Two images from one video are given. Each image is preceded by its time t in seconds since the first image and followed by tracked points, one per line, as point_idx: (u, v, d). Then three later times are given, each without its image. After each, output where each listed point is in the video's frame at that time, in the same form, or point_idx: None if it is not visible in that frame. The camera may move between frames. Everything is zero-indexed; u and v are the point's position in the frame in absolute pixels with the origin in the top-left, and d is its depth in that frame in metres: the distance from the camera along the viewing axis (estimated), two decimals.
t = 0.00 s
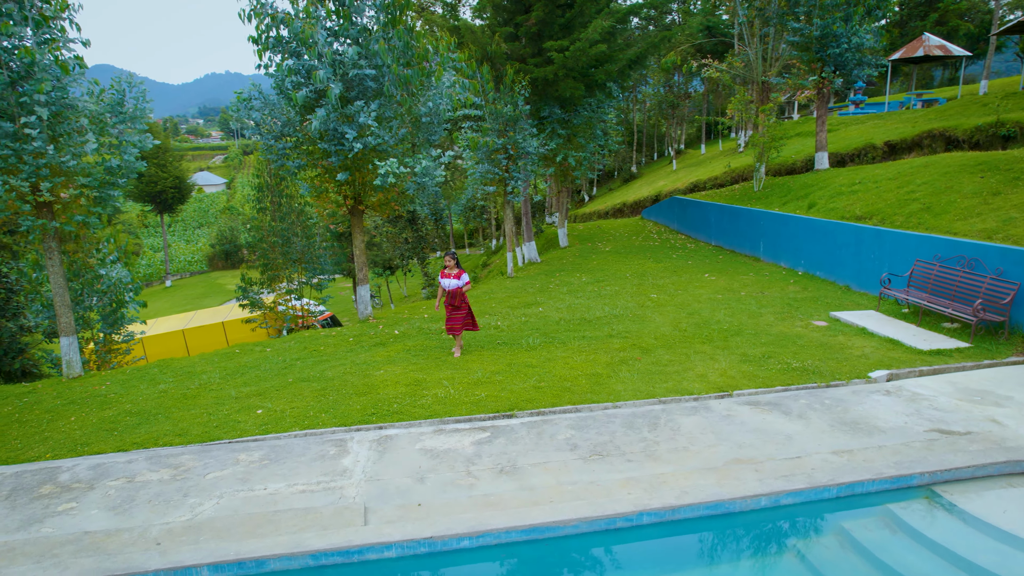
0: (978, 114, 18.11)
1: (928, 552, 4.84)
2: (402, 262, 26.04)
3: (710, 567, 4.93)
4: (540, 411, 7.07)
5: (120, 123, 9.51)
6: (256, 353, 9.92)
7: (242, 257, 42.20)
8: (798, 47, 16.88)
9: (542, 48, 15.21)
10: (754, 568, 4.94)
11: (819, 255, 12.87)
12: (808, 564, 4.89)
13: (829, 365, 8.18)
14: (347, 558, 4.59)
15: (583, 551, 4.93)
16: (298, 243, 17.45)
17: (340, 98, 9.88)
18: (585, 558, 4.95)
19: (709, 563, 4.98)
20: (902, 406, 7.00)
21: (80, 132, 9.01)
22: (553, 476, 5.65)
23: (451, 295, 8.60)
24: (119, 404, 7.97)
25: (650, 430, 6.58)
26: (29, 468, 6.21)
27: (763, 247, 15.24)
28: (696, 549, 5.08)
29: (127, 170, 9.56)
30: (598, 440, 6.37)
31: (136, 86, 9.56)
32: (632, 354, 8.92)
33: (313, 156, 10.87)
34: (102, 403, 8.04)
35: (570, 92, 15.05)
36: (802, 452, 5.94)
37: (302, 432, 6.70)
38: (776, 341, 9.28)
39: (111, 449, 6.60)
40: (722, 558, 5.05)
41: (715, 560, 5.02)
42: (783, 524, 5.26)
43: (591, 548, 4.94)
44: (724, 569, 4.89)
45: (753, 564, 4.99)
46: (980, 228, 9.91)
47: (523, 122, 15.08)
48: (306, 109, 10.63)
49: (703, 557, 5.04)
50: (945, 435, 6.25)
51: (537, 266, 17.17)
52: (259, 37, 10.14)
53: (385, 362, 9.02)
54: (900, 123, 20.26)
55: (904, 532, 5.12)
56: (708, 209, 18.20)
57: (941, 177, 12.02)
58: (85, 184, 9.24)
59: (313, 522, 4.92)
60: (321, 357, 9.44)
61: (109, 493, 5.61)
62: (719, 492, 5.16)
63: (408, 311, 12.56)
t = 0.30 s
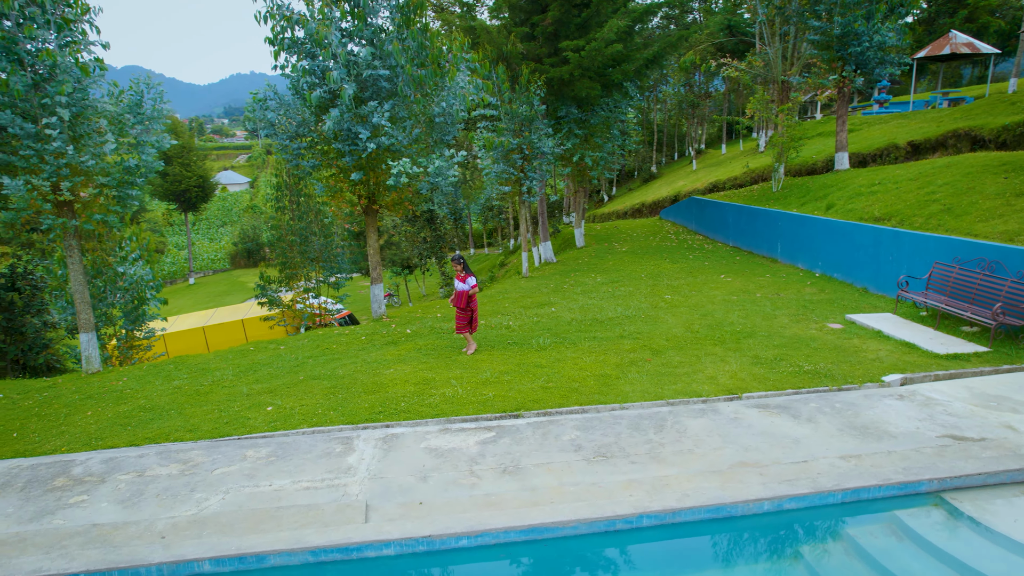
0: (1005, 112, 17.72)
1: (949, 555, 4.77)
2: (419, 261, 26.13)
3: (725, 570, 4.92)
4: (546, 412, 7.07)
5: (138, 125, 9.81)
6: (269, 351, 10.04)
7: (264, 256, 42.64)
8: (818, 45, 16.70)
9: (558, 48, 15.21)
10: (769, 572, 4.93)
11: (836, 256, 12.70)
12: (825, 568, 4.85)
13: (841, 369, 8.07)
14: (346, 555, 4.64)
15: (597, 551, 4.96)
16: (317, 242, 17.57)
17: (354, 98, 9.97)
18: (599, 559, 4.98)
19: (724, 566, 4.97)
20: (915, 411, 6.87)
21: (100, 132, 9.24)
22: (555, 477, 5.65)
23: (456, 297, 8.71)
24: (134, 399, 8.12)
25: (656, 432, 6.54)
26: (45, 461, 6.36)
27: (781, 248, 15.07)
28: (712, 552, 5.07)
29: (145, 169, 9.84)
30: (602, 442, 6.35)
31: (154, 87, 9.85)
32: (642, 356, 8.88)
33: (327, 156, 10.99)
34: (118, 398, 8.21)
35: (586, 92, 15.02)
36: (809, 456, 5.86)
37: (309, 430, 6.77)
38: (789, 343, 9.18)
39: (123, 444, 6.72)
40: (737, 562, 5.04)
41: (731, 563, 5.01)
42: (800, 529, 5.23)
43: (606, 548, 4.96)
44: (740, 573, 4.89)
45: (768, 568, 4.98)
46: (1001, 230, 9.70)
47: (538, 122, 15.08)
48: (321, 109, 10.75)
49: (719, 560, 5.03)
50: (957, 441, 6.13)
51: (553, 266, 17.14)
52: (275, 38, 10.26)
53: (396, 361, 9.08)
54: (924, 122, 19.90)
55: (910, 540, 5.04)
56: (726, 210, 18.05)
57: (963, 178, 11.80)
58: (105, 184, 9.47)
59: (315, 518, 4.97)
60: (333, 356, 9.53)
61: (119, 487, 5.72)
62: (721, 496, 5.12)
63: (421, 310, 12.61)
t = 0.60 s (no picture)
0: None
1: (973, 563, 4.67)
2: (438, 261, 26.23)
3: (741, 572, 4.88)
4: (554, 412, 7.07)
5: (158, 125, 10.10)
6: (284, 349, 10.16)
7: (286, 254, 43.07)
8: (841, 43, 16.47)
9: (576, 47, 15.21)
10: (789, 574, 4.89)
11: (856, 258, 12.51)
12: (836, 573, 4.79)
13: (855, 372, 7.95)
14: (347, 552, 4.69)
15: (612, 549, 4.96)
16: (335, 241, 17.72)
17: (369, 99, 10.05)
18: (613, 558, 4.99)
19: (740, 569, 4.93)
20: (929, 416, 6.75)
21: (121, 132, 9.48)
22: (559, 477, 5.64)
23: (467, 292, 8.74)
24: (151, 394, 8.28)
25: (663, 434, 6.50)
26: (62, 454, 6.51)
27: (800, 250, 14.88)
28: (728, 554, 5.04)
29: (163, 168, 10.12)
30: (608, 443, 6.33)
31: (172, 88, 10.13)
32: (653, 357, 8.84)
33: (343, 156, 11.09)
34: (135, 393, 8.37)
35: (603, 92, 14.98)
36: (817, 461, 5.78)
37: (318, 427, 6.85)
38: (804, 345, 9.07)
39: (137, 438, 6.86)
40: (754, 565, 5.00)
41: (746, 566, 4.97)
42: (818, 534, 5.17)
43: (621, 547, 4.97)
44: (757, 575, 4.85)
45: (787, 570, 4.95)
46: None
47: (555, 122, 15.06)
48: (337, 109, 10.85)
49: (735, 563, 4.99)
50: (971, 447, 6.01)
51: (569, 266, 17.11)
52: (292, 39, 10.39)
53: (407, 359, 9.14)
54: (950, 122, 19.52)
55: (920, 548, 4.96)
56: (745, 210, 17.87)
57: (986, 179, 11.56)
58: (125, 183, 9.73)
59: (318, 515, 5.03)
60: (346, 354, 9.62)
61: (131, 480, 5.83)
62: (724, 499, 5.08)
63: (435, 309, 12.66)
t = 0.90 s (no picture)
0: None
1: (989, 571, 4.58)
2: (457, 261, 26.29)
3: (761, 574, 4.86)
4: (562, 413, 7.06)
5: (178, 126, 10.33)
6: (299, 346, 10.28)
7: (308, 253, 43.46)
8: (864, 41, 16.22)
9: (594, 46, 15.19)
10: None
11: (876, 260, 12.32)
12: None
13: (869, 376, 7.84)
14: (349, 549, 4.74)
15: (628, 554, 4.98)
16: (354, 240, 17.84)
17: (384, 99, 10.12)
18: (630, 562, 5.00)
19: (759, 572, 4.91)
20: (944, 422, 6.62)
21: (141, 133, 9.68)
22: (563, 478, 5.64)
23: (480, 296, 8.72)
24: (167, 390, 8.43)
25: (671, 436, 6.46)
26: (79, 448, 6.67)
27: (819, 251, 14.68)
28: (746, 558, 5.04)
29: (182, 168, 10.35)
30: (615, 444, 6.31)
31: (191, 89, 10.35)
32: (665, 358, 8.79)
33: (359, 156, 11.19)
34: (152, 389, 8.53)
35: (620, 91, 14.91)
36: (826, 466, 5.71)
37: (328, 425, 6.92)
38: (819, 348, 8.95)
39: (152, 433, 6.99)
40: (773, 568, 4.97)
41: (767, 569, 4.95)
42: (838, 541, 5.15)
43: (636, 551, 4.98)
44: None
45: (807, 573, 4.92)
46: None
47: (572, 122, 15.03)
48: (353, 109, 10.95)
49: (754, 566, 4.98)
50: (986, 454, 5.88)
51: (586, 266, 17.06)
52: (309, 41, 10.50)
53: (419, 359, 9.20)
54: (978, 122, 19.12)
55: (928, 557, 4.89)
56: (765, 211, 17.68)
57: (1012, 180, 11.32)
58: (145, 183, 9.93)
59: (322, 512, 5.09)
60: (359, 352, 9.70)
61: (143, 474, 5.95)
62: (728, 503, 5.04)
63: (450, 309, 12.70)
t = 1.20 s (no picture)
0: None
1: None
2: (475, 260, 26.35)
3: None
4: (571, 413, 7.06)
5: (197, 126, 10.53)
6: (313, 344, 10.38)
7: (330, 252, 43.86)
8: (888, 39, 15.97)
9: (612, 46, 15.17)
10: None
11: (896, 262, 12.12)
12: None
13: (885, 380, 7.71)
14: (352, 545, 4.78)
15: (642, 556, 4.96)
16: (371, 239, 17.97)
17: (399, 99, 10.19)
18: (643, 564, 4.98)
19: None
20: (960, 427, 6.49)
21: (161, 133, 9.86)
22: (568, 478, 5.63)
23: (499, 295, 8.73)
24: (184, 385, 8.58)
25: (679, 438, 6.42)
26: (96, 441, 6.81)
27: (839, 253, 14.47)
28: (762, 563, 4.99)
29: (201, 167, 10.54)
30: (622, 446, 6.29)
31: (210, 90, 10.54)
32: (677, 359, 8.74)
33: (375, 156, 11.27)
34: (169, 385, 8.69)
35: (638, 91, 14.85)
36: (835, 470, 5.63)
37: (338, 422, 6.99)
38: (834, 351, 8.84)
39: (167, 428, 7.12)
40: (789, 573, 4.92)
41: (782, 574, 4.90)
42: (858, 547, 5.05)
43: (650, 553, 4.97)
44: None
45: None
46: None
47: (589, 121, 14.99)
48: (369, 109, 11.04)
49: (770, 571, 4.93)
50: (1002, 461, 5.76)
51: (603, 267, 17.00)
52: (326, 42, 10.60)
53: (431, 357, 9.25)
54: (1006, 121, 18.72)
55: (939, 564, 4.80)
56: (785, 212, 17.48)
57: None
58: (165, 182, 10.12)
59: (328, 508, 5.14)
60: (372, 350, 9.78)
61: (156, 468, 6.06)
62: (732, 506, 5.00)
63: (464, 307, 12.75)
